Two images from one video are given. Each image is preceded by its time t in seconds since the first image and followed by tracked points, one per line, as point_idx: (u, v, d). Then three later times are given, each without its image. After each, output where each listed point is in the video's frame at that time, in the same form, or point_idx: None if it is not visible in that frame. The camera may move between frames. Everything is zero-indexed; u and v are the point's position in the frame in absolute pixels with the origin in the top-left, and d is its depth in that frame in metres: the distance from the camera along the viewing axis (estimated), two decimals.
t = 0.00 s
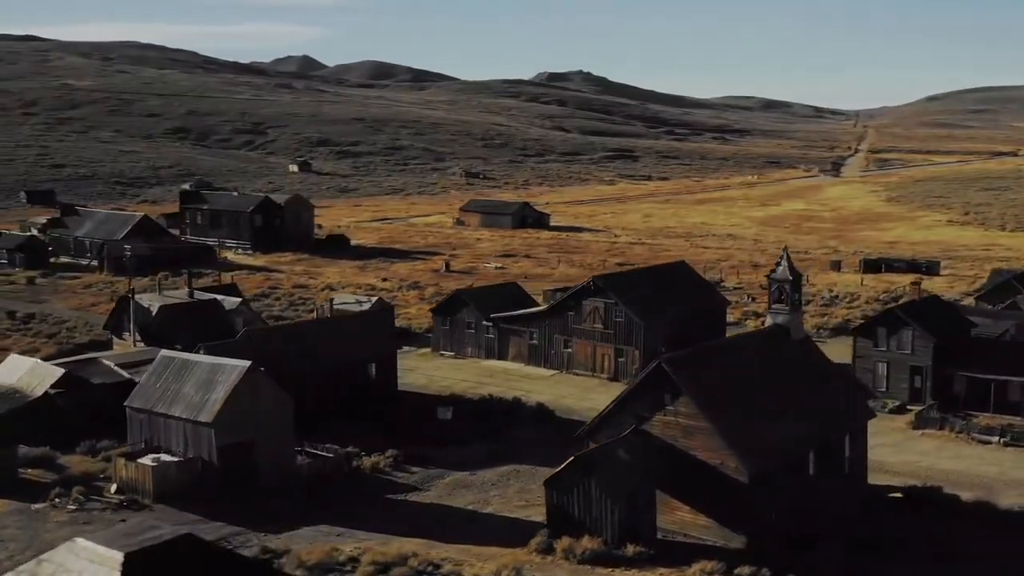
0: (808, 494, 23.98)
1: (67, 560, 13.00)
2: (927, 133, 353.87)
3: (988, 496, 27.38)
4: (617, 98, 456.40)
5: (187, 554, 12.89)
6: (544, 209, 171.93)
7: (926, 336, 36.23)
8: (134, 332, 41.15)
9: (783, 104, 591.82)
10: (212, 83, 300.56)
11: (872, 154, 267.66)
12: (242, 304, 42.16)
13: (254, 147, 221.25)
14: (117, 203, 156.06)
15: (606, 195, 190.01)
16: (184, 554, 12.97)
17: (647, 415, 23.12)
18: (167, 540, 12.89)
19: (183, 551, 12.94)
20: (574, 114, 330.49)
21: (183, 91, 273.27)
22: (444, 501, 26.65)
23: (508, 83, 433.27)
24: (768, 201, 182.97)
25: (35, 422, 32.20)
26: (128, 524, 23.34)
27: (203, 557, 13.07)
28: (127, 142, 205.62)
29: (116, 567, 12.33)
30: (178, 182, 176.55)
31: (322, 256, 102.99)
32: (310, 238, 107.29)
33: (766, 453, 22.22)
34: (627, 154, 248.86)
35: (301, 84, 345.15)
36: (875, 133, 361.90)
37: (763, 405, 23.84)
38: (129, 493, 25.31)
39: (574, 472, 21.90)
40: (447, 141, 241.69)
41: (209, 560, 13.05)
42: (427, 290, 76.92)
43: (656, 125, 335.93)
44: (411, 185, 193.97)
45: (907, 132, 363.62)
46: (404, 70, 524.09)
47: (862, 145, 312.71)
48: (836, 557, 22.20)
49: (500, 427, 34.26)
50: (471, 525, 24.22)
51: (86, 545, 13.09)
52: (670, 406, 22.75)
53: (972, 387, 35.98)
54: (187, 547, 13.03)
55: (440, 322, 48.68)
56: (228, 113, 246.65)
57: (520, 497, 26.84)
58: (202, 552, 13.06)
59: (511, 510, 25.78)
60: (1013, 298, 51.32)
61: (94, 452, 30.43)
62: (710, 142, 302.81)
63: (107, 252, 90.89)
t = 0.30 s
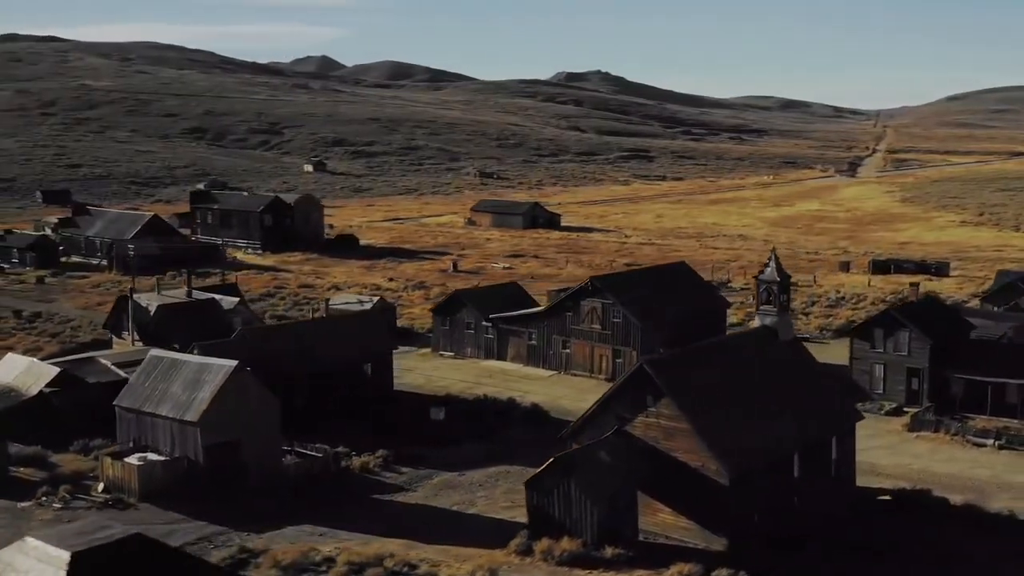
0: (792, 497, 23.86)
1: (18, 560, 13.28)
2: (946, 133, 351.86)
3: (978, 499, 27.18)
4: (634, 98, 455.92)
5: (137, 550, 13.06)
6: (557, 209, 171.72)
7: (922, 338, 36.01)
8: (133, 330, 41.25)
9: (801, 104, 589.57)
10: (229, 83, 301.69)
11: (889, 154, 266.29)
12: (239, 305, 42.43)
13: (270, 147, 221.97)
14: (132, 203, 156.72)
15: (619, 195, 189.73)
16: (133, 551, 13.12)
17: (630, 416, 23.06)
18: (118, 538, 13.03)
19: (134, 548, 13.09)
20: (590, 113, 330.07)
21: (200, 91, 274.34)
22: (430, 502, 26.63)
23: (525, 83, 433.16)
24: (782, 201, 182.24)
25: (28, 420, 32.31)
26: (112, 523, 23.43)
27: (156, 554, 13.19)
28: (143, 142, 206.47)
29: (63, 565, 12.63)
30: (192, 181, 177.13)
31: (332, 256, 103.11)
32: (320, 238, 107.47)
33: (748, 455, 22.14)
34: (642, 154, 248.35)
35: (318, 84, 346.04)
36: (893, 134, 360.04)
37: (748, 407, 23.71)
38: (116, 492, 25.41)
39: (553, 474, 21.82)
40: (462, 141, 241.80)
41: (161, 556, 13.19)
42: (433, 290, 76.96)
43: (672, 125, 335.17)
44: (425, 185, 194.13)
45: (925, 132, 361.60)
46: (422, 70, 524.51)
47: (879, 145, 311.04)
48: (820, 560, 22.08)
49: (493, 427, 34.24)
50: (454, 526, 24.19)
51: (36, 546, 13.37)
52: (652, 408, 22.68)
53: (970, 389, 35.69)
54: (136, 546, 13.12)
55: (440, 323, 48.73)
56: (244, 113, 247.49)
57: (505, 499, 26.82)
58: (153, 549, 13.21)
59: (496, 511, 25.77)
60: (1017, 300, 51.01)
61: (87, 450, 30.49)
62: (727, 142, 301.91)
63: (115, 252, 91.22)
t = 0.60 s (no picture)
0: (776, 499, 23.77)
1: None
2: (966, 133, 349.67)
3: (968, 502, 27.02)
4: (652, 98, 455.41)
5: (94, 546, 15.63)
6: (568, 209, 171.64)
7: (919, 340, 35.71)
8: (132, 330, 41.39)
9: (821, 104, 587.16)
10: (247, 83, 302.94)
11: (907, 154, 264.84)
12: (237, 305, 42.60)
13: (286, 147, 222.78)
14: (147, 203, 157.39)
15: (633, 195, 189.54)
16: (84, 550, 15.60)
17: (612, 418, 22.99)
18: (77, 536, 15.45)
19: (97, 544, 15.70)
20: (606, 113, 329.83)
21: (217, 92, 275.52)
22: (415, 502, 26.62)
23: (542, 83, 433.20)
24: (796, 201, 181.54)
25: (23, 418, 32.49)
26: (97, 522, 23.48)
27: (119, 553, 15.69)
28: (160, 142, 207.43)
29: None
30: (207, 181, 177.79)
31: (340, 256, 103.30)
32: (330, 238, 107.70)
33: (730, 460, 22.10)
34: (657, 154, 247.93)
35: (335, 84, 346.90)
36: (912, 134, 358.28)
37: (734, 409, 23.64)
38: (102, 491, 25.51)
39: (534, 476, 21.81)
40: (477, 141, 241.90)
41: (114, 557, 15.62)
42: (438, 291, 77.08)
43: (689, 125, 334.53)
44: (439, 185, 194.31)
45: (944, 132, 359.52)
46: (440, 69, 525.25)
47: (897, 145, 309.39)
48: (802, 563, 22.01)
49: (486, 428, 34.22)
50: (436, 527, 24.21)
51: None
52: (634, 410, 22.63)
53: (967, 391, 35.38)
54: None
55: (440, 323, 48.77)
56: (260, 113, 248.44)
57: (492, 500, 26.81)
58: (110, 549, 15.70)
59: (482, 512, 25.79)
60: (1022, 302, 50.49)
61: (80, 449, 30.59)
62: (743, 142, 300.86)
63: (125, 252, 91.75)
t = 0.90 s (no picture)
0: (761, 503, 23.59)
1: None
2: (987, 133, 347.31)
3: (957, 506, 26.83)
4: (669, 98, 454.60)
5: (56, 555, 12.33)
6: (581, 209, 171.60)
7: (917, 342, 35.48)
8: (130, 330, 41.53)
9: (841, 104, 584.60)
10: (264, 83, 304.04)
11: (925, 154, 263.29)
12: (236, 304, 42.77)
13: (302, 147, 223.62)
14: (162, 203, 158.13)
15: (646, 196, 189.28)
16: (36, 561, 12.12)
17: (595, 419, 22.88)
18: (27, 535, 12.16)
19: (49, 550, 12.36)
20: (623, 114, 329.41)
21: (234, 92, 276.67)
22: (401, 503, 26.63)
23: (559, 83, 432.98)
24: (810, 202, 180.86)
25: (19, 417, 32.77)
26: (82, 521, 23.58)
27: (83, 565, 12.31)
28: (177, 142, 208.39)
29: None
30: (222, 180, 178.45)
31: (350, 256, 103.49)
32: (339, 237, 107.93)
33: (713, 462, 21.97)
34: (673, 154, 247.47)
35: (353, 84, 347.93)
36: (931, 134, 356.28)
37: (721, 411, 23.47)
38: (90, 490, 25.61)
39: (515, 478, 21.76)
40: (492, 141, 242.13)
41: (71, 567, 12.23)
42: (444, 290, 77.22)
43: (706, 125, 333.76)
44: (453, 185, 194.57)
45: (964, 132, 357.29)
46: (459, 70, 525.95)
47: (915, 145, 307.60)
48: (783, 567, 21.89)
49: (479, 429, 34.14)
50: (419, 529, 24.23)
51: None
52: (617, 411, 22.53)
53: (964, 394, 35.09)
54: None
55: (440, 323, 48.83)
56: (276, 113, 249.37)
57: (479, 501, 26.81)
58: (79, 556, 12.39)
59: (467, 513, 25.80)
60: None
61: (73, 448, 30.70)
62: (760, 142, 300.04)
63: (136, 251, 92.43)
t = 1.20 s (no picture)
0: (746, 506, 23.44)
1: None
2: (1007, 134, 344.75)
3: (949, 510, 26.65)
4: (687, 98, 453.71)
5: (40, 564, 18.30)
6: (594, 209, 171.46)
7: (914, 344, 35.20)
8: (130, 329, 41.66)
9: (860, 104, 581.89)
10: (282, 84, 305.12)
11: (943, 154, 261.60)
12: (235, 304, 42.89)
13: (317, 147, 224.30)
14: (177, 202, 158.88)
15: (661, 196, 188.96)
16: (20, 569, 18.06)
17: (579, 421, 22.81)
18: None
19: (23, 561, 18.26)
20: (640, 114, 328.91)
21: (252, 92, 277.82)
22: (388, 503, 26.64)
23: (576, 83, 432.79)
24: (825, 202, 180.08)
25: (16, 416, 32.87)
26: (68, 519, 23.68)
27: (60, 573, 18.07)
28: (193, 142, 209.38)
29: None
30: (237, 180, 179.11)
31: (359, 256, 103.64)
32: (349, 237, 108.11)
33: (697, 465, 21.92)
34: (688, 155, 246.92)
35: (370, 85, 348.59)
36: (951, 134, 354.03)
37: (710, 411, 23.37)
38: (78, 489, 25.72)
39: (495, 480, 21.72)
40: (508, 141, 242.23)
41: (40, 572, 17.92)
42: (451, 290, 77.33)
43: (723, 125, 332.93)
44: (467, 185, 194.67)
45: (984, 132, 354.86)
46: (478, 70, 526.46)
47: (934, 145, 305.64)
48: (765, 569, 21.75)
49: (474, 429, 34.07)
50: (403, 530, 24.21)
51: None
52: (599, 413, 22.47)
53: (962, 397, 34.77)
54: None
55: (440, 324, 48.85)
56: (292, 113, 250.26)
57: (466, 502, 26.76)
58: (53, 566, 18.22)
59: (453, 514, 25.78)
60: None
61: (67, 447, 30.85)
62: (777, 142, 299.00)
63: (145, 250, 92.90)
